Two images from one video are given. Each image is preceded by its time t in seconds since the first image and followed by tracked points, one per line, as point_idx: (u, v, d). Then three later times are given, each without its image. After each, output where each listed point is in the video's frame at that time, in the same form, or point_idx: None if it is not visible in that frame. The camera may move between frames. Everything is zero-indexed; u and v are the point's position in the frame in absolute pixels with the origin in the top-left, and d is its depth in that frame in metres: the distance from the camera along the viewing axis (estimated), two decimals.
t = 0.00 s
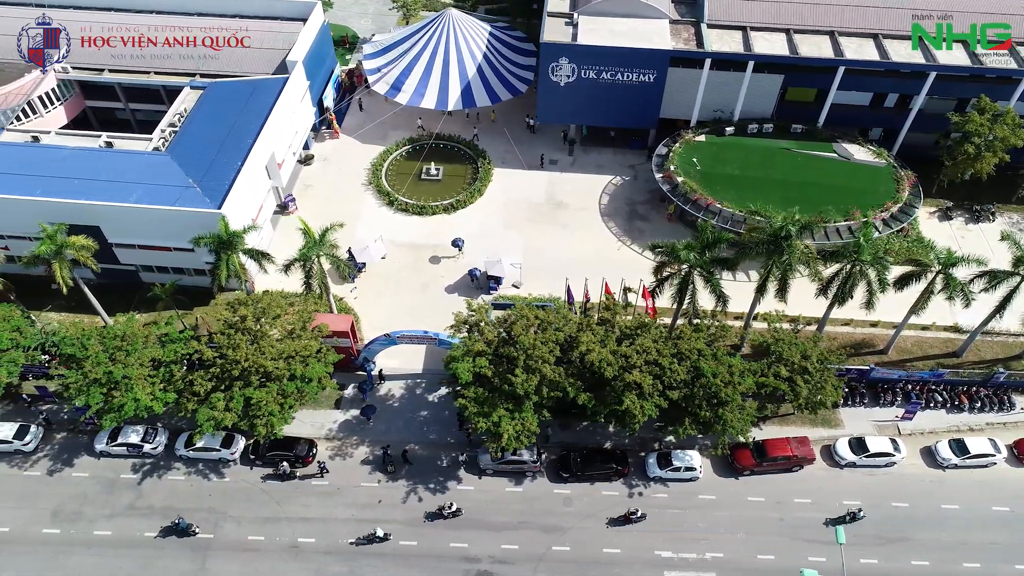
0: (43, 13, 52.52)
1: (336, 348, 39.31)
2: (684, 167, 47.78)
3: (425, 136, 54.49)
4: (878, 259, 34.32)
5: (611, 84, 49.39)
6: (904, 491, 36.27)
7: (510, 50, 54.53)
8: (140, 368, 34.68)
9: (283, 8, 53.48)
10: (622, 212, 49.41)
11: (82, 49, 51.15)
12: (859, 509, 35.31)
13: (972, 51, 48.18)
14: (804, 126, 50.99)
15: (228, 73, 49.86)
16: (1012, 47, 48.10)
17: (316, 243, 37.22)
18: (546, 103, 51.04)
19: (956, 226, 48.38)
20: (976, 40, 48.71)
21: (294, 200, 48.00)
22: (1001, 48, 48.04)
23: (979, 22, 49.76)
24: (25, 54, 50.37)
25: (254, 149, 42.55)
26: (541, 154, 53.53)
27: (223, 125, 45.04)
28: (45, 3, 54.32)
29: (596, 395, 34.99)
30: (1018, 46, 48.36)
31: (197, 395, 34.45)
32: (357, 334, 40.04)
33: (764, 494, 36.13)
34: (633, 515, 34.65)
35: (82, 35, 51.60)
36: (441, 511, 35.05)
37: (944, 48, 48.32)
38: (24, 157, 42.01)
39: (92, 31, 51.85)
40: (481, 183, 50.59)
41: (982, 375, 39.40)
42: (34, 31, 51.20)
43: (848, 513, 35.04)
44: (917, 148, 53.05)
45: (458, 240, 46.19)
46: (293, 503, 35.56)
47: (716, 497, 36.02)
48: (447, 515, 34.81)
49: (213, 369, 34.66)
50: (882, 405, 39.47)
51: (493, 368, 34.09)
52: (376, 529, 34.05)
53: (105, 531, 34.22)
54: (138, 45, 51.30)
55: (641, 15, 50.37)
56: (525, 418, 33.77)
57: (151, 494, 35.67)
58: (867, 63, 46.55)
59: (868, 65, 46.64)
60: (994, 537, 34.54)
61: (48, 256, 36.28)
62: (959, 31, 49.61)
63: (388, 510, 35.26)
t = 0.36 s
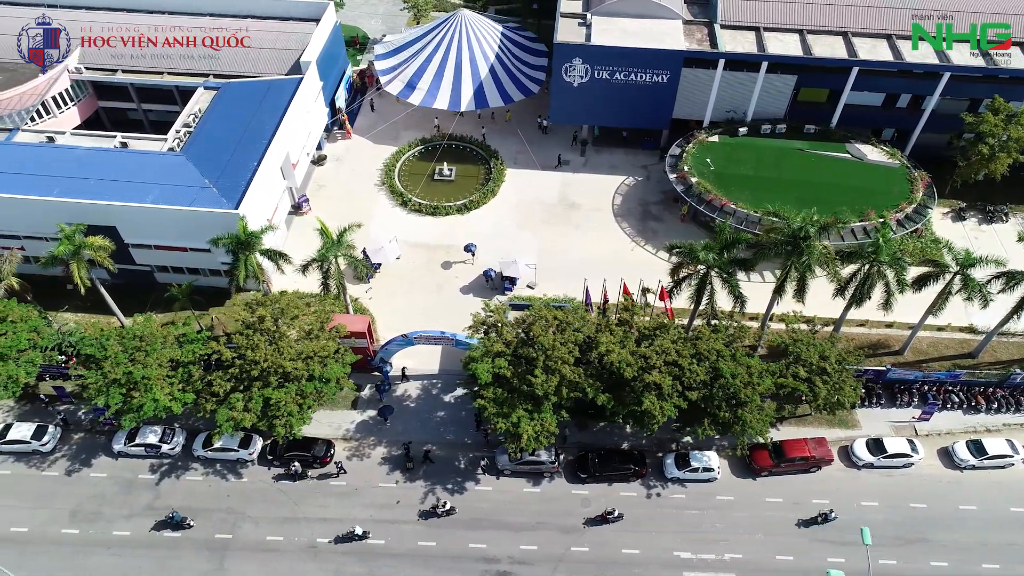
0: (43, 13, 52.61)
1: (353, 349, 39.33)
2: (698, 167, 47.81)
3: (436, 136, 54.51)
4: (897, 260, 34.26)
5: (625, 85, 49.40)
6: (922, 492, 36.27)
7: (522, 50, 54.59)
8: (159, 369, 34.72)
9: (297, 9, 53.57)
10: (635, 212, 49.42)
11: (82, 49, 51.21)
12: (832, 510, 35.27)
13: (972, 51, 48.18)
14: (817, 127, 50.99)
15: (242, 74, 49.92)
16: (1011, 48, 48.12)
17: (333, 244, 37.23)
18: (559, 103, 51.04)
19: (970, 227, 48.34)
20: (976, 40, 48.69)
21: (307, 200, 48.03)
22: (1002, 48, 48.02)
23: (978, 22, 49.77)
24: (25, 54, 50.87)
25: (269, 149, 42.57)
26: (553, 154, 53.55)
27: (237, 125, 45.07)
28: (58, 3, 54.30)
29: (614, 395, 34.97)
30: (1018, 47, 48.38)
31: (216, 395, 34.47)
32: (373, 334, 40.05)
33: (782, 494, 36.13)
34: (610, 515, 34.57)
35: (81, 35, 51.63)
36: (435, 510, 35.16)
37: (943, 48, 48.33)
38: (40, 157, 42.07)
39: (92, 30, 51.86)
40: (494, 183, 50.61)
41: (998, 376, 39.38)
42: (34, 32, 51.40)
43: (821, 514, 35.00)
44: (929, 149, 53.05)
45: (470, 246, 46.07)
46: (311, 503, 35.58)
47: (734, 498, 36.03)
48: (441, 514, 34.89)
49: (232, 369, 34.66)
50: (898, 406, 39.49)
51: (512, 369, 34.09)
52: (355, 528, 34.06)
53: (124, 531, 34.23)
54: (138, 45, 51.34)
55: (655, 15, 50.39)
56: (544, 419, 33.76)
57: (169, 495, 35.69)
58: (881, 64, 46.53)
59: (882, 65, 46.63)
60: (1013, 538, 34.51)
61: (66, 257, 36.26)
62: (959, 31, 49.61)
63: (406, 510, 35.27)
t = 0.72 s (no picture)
0: (43, 14, 52.71)
1: (370, 352, 39.36)
2: (711, 171, 47.89)
3: (448, 140, 54.62)
4: (916, 263, 34.23)
5: (638, 88, 49.51)
6: (939, 496, 36.24)
7: (534, 54, 54.76)
8: (177, 372, 34.76)
9: (310, 13, 53.77)
10: (648, 215, 49.47)
11: (82, 49, 51.40)
12: (804, 514, 35.18)
13: (971, 51, 48.39)
14: (829, 131, 51.10)
15: (255, 77, 50.06)
16: (1011, 48, 48.34)
17: (351, 247, 37.29)
18: (571, 106, 51.14)
19: (982, 230, 48.36)
20: (976, 40, 48.89)
21: (320, 204, 48.10)
22: (1000, 48, 48.25)
23: (979, 22, 49.94)
24: (24, 54, 50.69)
25: (284, 152, 42.66)
26: (565, 158, 53.63)
27: (252, 128, 45.18)
28: (71, 7, 54.43)
29: (632, 398, 34.93)
30: (1017, 48, 48.51)
31: (234, 399, 34.49)
32: (389, 338, 40.08)
33: (800, 498, 36.09)
34: (587, 518, 34.46)
35: (81, 35, 51.87)
36: (428, 511, 35.10)
37: (943, 48, 48.63)
38: (55, 160, 42.17)
39: (91, 30, 52.08)
40: (506, 187, 50.69)
41: (1015, 380, 39.38)
42: (34, 31, 51.46)
43: (793, 517, 34.95)
44: (941, 152, 53.12)
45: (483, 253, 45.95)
46: (329, 507, 35.54)
47: (752, 501, 36.00)
48: (434, 514, 34.86)
49: (251, 372, 34.66)
50: (915, 409, 39.48)
51: (530, 372, 34.08)
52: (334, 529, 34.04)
53: (143, 534, 34.19)
54: (138, 45, 51.64)
55: (667, 19, 50.53)
56: (563, 422, 33.72)
57: (187, 498, 35.65)
58: (894, 67, 46.63)
59: (895, 69, 46.73)
60: None
61: (83, 260, 36.18)
62: (960, 31, 49.78)
63: (423, 514, 35.24)
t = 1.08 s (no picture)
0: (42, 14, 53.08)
1: (385, 354, 39.44)
2: (723, 173, 47.94)
3: (458, 142, 54.71)
4: (931, 265, 34.23)
5: (649, 91, 49.58)
6: (955, 497, 36.24)
7: (544, 57, 54.87)
8: (194, 374, 34.85)
9: (321, 16, 53.89)
10: (659, 217, 49.52)
11: (82, 49, 51.55)
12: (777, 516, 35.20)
13: (971, 50, 48.59)
14: (840, 133, 51.18)
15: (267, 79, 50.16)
16: (1011, 47, 48.70)
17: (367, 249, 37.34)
18: (582, 109, 51.21)
19: (993, 232, 48.36)
20: (976, 40, 49.15)
21: (332, 206, 48.19)
22: (1000, 49, 48.52)
23: (979, 22, 50.23)
24: (24, 54, 50.95)
25: (298, 154, 42.73)
26: (575, 160, 53.71)
27: (265, 130, 45.24)
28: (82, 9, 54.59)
29: (648, 400, 34.93)
30: (1017, 48, 48.77)
31: (251, 400, 34.51)
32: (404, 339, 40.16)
33: (816, 500, 36.10)
34: (564, 519, 34.52)
35: (81, 35, 52.02)
36: (421, 510, 35.23)
37: (943, 48, 48.85)
38: (68, 162, 42.21)
39: (91, 30, 52.21)
40: (517, 189, 50.77)
41: None
42: (34, 31, 51.77)
43: (767, 519, 35.01)
44: (952, 154, 53.18)
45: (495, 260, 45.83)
46: (345, 509, 35.54)
47: (767, 503, 36.02)
48: (427, 514, 35.00)
49: (267, 374, 34.63)
50: (929, 411, 39.53)
51: (546, 374, 34.11)
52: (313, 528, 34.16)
53: (159, 536, 34.20)
54: (138, 45, 51.87)
55: (678, 22, 50.62)
56: (579, 424, 33.70)
57: (202, 500, 35.68)
58: (905, 70, 46.69)
59: (906, 72, 46.80)
60: None
61: (99, 262, 36.11)
62: (959, 31, 49.97)
63: (439, 516, 35.25)
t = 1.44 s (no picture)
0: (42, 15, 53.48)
1: (401, 356, 39.54)
2: (736, 175, 47.99)
3: (469, 144, 54.81)
4: (947, 267, 34.18)
5: (661, 93, 49.65)
6: (972, 500, 36.23)
7: (555, 59, 54.99)
8: (211, 375, 34.89)
9: (333, 18, 54.05)
10: (671, 220, 49.57)
11: (82, 49, 51.79)
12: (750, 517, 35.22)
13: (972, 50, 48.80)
14: (851, 135, 51.26)
15: (280, 82, 50.27)
16: (1012, 47, 48.86)
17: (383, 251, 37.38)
18: (594, 111, 51.32)
19: (1006, 234, 48.37)
20: (976, 40, 49.37)
21: (345, 208, 48.31)
22: (1000, 49, 48.73)
23: (979, 22, 50.51)
24: (24, 54, 51.30)
25: (312, 156, 42.77)
26: (586, 162, 53.81)
27: (279, 133, 45.30)
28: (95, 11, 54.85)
29: (665, 402, 34.93)
30: (1017, 48, 48.90)
31: (268, 402, 34.50)
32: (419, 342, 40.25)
33: (832, 502, 36.10)
34: (539, 521, 34.53)
35: (81, 35, 52.27)
36: (413, 511, 35.26)
37: (944, 48, 49.05)
38: (83, 165, 42.28)
39: (92, 30, 52.46)
40: (529, 191, 50.84)
41: None
42: (34, 32, 52.06)
43: (738, 520, 35.01)
44: (963, 157, 53.23)
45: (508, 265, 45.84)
46: (361, 511, 35.53)
47: (784, 505, 36.03)
48: (418, 514, 35.01)
49: (284, 376, 34.59)
50: (943, 413, 39.57)
51: (563, 376, 34.14)
52: (288, 527, 34.20)
53: (176, 539, 34.18)
54: (138, 45, 52.20)
55: (690, 24, 50.72)
56: (597, 427, 33.68)
57: (220, 501, 35.71)
58: (917, 72, 46.75)
59: (918, 74, 46.86)
60: None
61: (114, 264, 36.00)
62: (960, 31, 50.22)
63: (456, 518, 35.26)
